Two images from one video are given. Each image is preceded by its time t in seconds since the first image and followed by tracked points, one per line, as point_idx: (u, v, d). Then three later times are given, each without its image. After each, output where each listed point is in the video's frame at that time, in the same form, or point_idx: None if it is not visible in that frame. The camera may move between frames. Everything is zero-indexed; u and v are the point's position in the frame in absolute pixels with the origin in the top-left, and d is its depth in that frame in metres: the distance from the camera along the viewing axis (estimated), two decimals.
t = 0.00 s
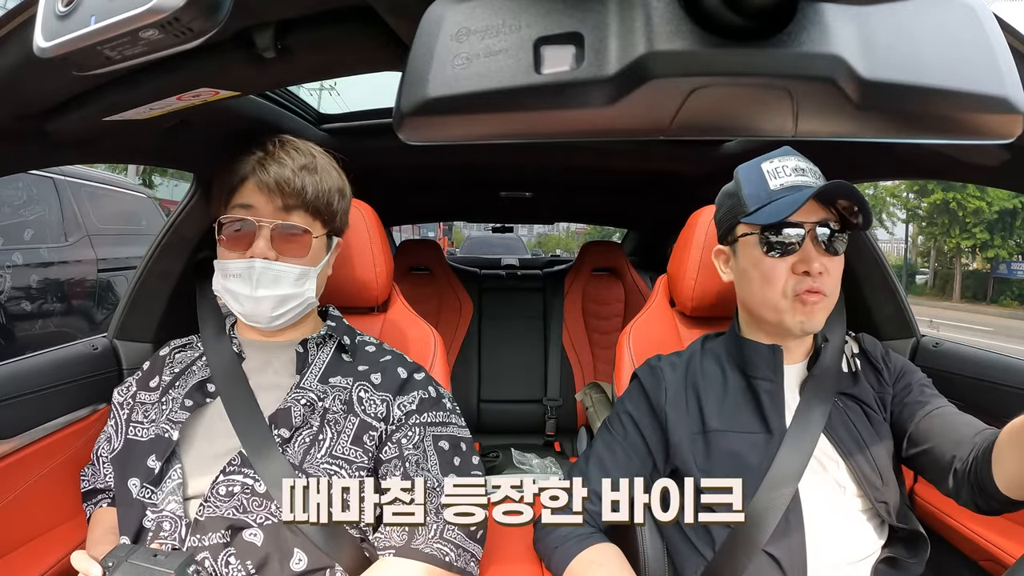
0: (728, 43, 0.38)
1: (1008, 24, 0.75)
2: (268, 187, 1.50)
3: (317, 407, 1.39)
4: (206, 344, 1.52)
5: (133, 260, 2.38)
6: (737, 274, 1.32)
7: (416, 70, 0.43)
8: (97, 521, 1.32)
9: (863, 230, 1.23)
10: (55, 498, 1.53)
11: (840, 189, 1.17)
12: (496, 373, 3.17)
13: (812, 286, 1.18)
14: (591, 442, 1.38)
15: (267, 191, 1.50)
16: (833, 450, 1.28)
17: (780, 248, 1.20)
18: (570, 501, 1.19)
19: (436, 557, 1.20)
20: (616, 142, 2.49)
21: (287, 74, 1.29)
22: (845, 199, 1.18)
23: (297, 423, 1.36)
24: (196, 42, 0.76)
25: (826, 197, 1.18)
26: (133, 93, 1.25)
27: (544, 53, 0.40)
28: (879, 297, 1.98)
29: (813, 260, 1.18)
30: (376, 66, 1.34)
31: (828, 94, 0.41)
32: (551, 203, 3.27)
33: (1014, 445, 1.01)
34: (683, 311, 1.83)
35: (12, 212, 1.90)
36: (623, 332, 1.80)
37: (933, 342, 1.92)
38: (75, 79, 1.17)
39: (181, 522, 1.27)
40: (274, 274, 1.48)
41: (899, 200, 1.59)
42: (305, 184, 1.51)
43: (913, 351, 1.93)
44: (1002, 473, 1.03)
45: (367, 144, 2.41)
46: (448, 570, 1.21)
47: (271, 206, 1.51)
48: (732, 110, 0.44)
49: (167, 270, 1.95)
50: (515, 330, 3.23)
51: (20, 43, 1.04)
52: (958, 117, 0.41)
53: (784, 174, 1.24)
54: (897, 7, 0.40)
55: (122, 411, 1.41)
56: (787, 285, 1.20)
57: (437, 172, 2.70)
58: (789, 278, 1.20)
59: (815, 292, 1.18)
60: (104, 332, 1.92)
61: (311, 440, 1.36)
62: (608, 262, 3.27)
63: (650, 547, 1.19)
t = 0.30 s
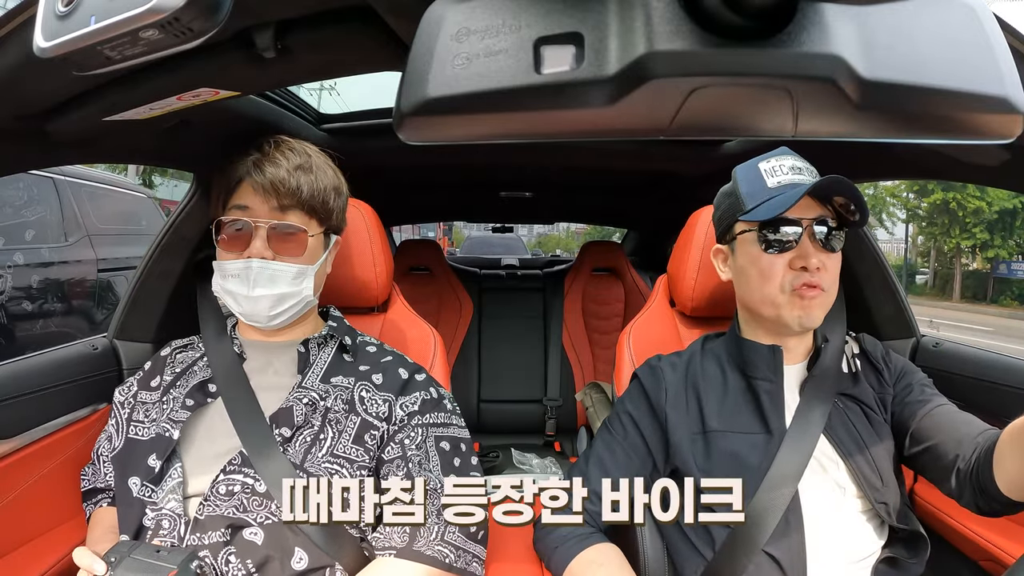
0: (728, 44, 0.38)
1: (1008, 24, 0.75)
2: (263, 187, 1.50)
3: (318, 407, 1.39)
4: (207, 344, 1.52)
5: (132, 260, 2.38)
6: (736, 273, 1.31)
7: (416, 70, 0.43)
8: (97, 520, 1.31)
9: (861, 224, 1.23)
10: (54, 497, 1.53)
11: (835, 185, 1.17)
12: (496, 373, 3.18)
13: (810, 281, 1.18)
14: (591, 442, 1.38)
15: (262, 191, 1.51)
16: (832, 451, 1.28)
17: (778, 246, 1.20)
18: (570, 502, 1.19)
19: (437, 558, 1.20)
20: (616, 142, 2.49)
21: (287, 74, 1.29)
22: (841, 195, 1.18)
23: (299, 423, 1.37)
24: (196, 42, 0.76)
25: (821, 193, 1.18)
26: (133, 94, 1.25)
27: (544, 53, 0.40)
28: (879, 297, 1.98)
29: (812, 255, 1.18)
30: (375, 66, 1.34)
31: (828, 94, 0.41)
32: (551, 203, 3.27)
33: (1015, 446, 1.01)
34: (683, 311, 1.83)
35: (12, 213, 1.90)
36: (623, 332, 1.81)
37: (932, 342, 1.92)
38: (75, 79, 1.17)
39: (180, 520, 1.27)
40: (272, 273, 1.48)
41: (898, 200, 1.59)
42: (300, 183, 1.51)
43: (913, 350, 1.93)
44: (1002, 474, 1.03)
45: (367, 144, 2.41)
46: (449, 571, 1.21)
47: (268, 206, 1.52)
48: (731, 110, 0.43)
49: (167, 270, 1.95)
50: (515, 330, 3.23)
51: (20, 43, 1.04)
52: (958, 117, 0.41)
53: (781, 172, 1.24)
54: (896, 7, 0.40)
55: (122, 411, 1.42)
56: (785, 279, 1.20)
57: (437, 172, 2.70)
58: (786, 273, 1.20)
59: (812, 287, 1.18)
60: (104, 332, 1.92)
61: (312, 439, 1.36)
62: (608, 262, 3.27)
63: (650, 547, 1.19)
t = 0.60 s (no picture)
0: (728, 44, 0.38)
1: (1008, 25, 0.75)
2: (270, 187, 1.50)
3: (319, 406, 1.39)
4: (208, 344, 1.52)
5: (132, 260, 2.38)
6: (747, 270, 1.31)
7: (416, 70, 0.43)
8: (97, 520, 1.31)
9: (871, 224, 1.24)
10: (54, 497, 1.53)
11: (852, 184, 1.17)
12: (496, 373, 3.18)
13: (825, 280, 1.18)
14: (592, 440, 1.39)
15: (268, 191, 1.50)
16: (835, 450, 1.28)
17: (791, 244, 1.20)
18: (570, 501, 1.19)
19: (439, 557, 1.21)
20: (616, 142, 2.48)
21: (287, 74, 1.29)
22: (856, 195, 1.19)
23: (300, 422, 1.37)
24: (196, 42, 0.76)
25: (839, 193, 1.18)
26: (133, 94, 1.25)
27: (544, 53, 0.40)
28: (879, 297, 1.98)
29: (827, 254, 1.18)
30: (376, 66, 1.34)
31: (828, 95, 0.41)
32: (551, 203, 3.27)
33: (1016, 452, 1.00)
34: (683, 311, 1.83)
35: (12, 213, 1.90)
36: (623, 332, 1.81)
37: (932, 342, 1.92)
38: (75, 79, 1.17)
39: (180, 520, 1.27)
40: (277, 273, 1.47)
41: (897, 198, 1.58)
42: (306, 183, 1.52)
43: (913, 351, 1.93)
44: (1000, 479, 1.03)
45: (367, 144, 2.41)
46: (450, 570, 1.21)
47: (274, 206, 1.52)
48: (731, 110, 0.43)
49: (167, 270, 1.95)
50: (515, 330, 3.23)
51: (20, 43, 1.04)
52: (958, 118, 0.41)
53: (795, 170, 1.24)
54: (896, 7, 0.40)
55: (122, 410, 1.42)
56: (800, 278, 1.20)
57: (437, 172, 2.70)
58: (802, 272, 1.19)
59: (827, 286, 1.18)
60: (104, 333, 1.92)
61: (313, 438, 1.36)
62: (608, 262, 3.27)
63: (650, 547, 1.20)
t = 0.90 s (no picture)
0: (728, 44, 0.38)
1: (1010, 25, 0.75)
2: (273, 186, 1.50)
3: (317, 409, 1.39)
4: (206, 345, 1.52)
5: (132, 260, 2.39)
6: (733, 266, 1.31)
7: (416, 70, 0.43)
8: (97, 520, 1.31)
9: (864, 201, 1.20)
10: (54, 498, 1.53)
11: (837, 165, 1.13)
12: (496, 373, 3.18)
13: (818, 274, 1.17)
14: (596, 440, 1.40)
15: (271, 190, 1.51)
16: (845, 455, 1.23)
17: (777, 236, 1.19)
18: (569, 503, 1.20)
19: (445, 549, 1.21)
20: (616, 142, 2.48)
21: (288, 74, 1.29)
22: (842, 173, 1.14)
23: (298, 425, 1.36)
24: (196, 42, 0.76)
25: (823, 175, 1.14)
26: (133, 94, 1.25)
27: (544, 53, 0.40)
28: (880, 297, 1.98)
29: (819, 244, 1.16)
30: (375, 66, 1.34)
31: (827, 95, 0.40)
32: (551, 203, 3.26)
33: None
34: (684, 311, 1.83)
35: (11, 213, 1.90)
36: (623, 331, 1.81)
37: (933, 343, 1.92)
38: (74, 79, 1.17)
39: (178, 523, 1.26)
40: (284, 271, 1.48)
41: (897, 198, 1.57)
42: (309, 182, 1.52)
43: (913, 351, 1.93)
44: None
45: (367, 144, 2.42)
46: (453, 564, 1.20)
47: (278, 205, 1.52)
48: (731, 110, 0.43)
49: (167, 270, 1.94)
50: (515, 330, 3.22)
51: (20, 43, 1.04)
52: (959, 117, 0.41)
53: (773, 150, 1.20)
54: (897, 7, 0.40)
55: (121, 411, 1.42)
56: (792, 274, 1.19)
57: (437, 172, 2.70)
58: (793, 266, 1.18)
59: (822, 278, 1.17)
60: (104, 333, 1.92)
61: (311, 441, 1.36)
62: (608, 262, 3.27)
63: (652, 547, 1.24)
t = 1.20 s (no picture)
0: (727, 43, 0.38)
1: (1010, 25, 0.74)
2: (268, 193, 1.50)
3: (323, 407, 1.41)
4: (207, 344, 1.52)
5: (132, 260, 2.39)
6: (708, 253, 1.30)
7: (416, 70, 0.43)
8: (96, 520, 1.31)
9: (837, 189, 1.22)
10: (55, 498, 1.53)
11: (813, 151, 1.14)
12: (496, 373, 3.18)
13: (794, 261, 1.17)
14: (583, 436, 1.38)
15: (266, 196, 1.51)
16: (823, 440, 1.24)
17: (752, 222, 1.18)
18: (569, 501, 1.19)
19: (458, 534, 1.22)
20: (616, 142, 2.49)
21: (287, 74, 1.29)
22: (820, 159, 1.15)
23: (304, 422, 1.38)
24: (196, 42, 0.76)
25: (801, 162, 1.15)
26: (133, 94, 1.25)
27: (544, 53, 0.40)
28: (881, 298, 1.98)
29: (794, 231, 1.16)
30: (375, 66, 1.34)
31: (827, 96, 0.40)
32: (551, 203, 3.26)
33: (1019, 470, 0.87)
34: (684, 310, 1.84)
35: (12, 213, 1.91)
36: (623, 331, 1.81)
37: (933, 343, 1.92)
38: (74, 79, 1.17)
39: (180, 523, 1.26)
40: (284, 278, 1.48)
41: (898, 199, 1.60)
42: (305, 185, 1.52)
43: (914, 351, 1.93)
44: None
45: (367, 144, 2.42)
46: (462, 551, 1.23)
47: (275, 211, 1.52)
48: (732, 111, 0.43)
49: (168, 270, 1.94)
50: (515, 330, 3.23)
51: (20, 43, 1.04)
52: (962, 117, 0.41)
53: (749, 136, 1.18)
54: (896, 8, 0.40)
55: (122, 411, 1.42)
56: (767, 262, 1.19)
57: (437, 172, 2.70)
58: (769, 253, 1.19)
59: (798, 265, 1.17)
60: (105, 333, 1.92)
61: (317, 438, 1.36)
62: (608, 262, 3.27)
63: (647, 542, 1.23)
